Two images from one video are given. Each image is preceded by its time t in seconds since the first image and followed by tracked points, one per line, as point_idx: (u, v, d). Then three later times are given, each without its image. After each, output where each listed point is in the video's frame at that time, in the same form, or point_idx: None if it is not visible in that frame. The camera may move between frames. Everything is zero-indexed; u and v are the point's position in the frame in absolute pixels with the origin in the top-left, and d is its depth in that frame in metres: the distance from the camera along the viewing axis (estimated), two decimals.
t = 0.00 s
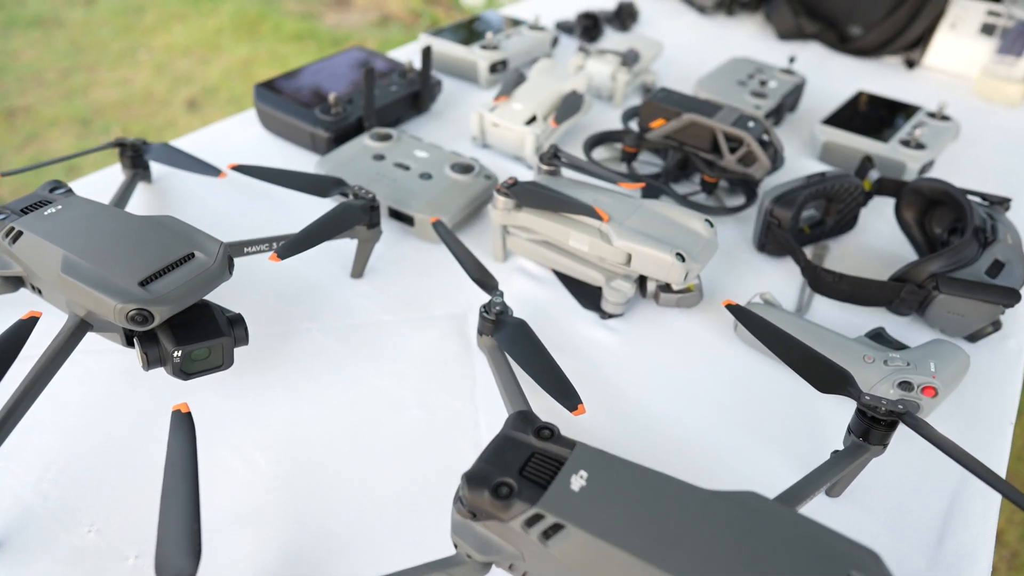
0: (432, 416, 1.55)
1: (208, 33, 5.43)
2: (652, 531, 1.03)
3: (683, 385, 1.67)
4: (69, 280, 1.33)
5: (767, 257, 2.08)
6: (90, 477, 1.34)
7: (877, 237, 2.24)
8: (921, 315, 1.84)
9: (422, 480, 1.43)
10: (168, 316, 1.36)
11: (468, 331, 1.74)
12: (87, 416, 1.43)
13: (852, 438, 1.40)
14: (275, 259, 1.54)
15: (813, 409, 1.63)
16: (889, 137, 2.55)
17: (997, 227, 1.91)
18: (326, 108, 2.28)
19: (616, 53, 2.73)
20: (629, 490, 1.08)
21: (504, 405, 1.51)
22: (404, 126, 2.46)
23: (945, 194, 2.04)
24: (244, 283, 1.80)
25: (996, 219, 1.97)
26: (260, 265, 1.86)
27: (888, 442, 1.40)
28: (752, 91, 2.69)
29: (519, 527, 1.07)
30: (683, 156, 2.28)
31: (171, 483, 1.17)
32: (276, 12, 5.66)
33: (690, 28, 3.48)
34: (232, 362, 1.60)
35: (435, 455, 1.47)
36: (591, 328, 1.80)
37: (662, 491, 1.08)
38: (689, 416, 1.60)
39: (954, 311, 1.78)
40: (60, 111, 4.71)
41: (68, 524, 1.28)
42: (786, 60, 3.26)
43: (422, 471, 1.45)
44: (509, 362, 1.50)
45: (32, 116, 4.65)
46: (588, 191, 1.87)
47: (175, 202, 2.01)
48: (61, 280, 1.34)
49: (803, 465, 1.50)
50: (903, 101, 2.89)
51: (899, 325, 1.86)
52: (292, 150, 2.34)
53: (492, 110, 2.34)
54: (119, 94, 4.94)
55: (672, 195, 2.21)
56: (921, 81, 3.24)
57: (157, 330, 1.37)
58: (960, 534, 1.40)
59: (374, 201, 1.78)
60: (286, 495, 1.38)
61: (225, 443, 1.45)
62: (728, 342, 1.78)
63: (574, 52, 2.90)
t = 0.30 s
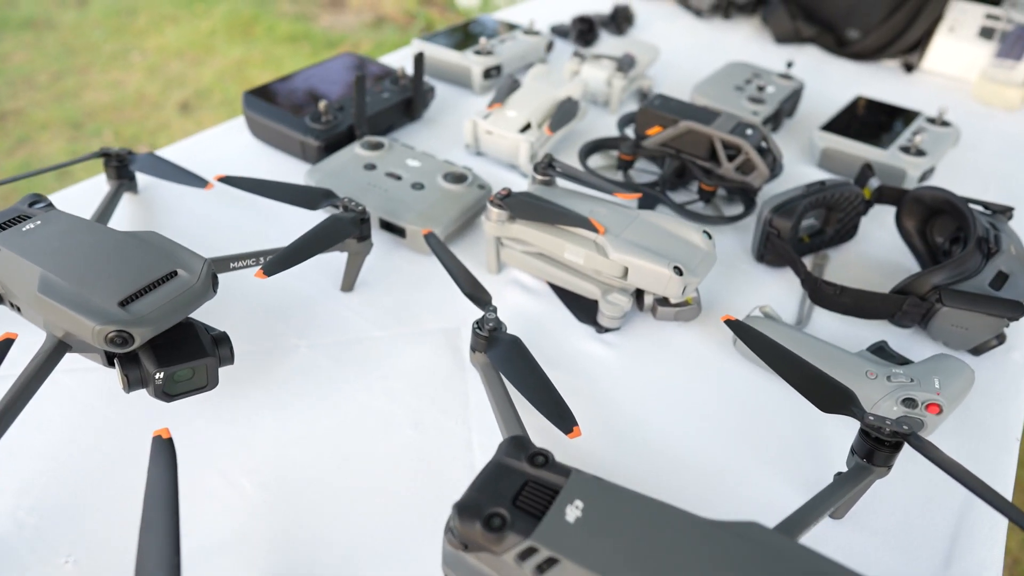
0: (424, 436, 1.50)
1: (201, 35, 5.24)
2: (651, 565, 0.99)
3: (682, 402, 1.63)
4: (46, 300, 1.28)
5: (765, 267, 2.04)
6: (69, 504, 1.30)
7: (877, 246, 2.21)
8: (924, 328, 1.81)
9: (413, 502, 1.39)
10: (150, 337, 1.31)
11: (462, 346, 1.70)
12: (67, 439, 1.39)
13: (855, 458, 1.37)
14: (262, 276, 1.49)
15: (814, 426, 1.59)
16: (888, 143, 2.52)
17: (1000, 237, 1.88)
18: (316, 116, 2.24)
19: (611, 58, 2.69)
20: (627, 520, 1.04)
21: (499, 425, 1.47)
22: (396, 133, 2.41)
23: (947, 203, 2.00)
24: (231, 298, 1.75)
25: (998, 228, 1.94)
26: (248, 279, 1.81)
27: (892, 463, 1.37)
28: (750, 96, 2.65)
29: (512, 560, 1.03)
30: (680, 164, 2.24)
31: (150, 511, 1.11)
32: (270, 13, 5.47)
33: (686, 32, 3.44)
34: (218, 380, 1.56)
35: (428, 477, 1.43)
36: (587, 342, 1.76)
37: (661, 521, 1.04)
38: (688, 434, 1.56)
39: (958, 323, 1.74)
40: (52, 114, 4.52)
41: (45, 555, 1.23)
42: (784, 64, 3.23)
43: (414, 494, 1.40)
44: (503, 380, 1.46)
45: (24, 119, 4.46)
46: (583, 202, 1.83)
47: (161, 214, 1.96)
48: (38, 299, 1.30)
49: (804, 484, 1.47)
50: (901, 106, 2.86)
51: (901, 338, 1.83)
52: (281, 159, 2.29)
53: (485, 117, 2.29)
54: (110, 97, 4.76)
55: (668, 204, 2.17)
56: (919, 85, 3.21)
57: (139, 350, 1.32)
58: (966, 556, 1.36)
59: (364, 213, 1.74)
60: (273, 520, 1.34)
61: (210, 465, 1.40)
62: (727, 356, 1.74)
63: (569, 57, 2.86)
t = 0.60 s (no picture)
0: (414, 454, 1.46)
1: (193, 37, 5.10)
2: None
3: (680, 416, 1.59)
4: (17, 320, 1.23)
5: (763, 275, 2.01)
6: (44, 532, 1.25)
7: (877, 252, 2.17)
8: (926, 338, 1.77)
9: (404, 524, 1.35)
10: (127, 357, 1.26)
11: (453, 360, 1.66)
12: (43, 463, 1.34)
13: (859, 476, 1.33)
14: (244, 292, 1.44)
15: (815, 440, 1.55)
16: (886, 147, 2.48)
17: (1002, 244, 1.84)
18: (304, 122, 2.19)
19: (605, 61, 2.65)
20: (623, 552, 1.00)
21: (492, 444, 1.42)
22: (386, 139, 2.37)
23: (947, 209, 1.97)
24: (217, 312, 1.70)
25: (999, 234, 1.91)
26: (233, 292, 1.76)
27: (897, 481, 1.33)
28: (745, 100, 2.61)
29: None
30: (675, 169, 2.20)
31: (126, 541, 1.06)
32: (262, 14, 5.32)
33: (681, 34, 3.40)
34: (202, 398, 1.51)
35: (418, 499, 1.38)
36: (581, 355, 1.72)
37: (659, 552, 1.00)
38: (686, 450, 1.52)
39: (960, 333, 1.71)
40: (42, 118, 4.39)
41: None
42: (780, 67, 3.19)
43: (404, 516, 1.36)
44: (496, 397, 1.42)
45: (12, 122, 4.33)
46: (577, 211, 1.78)
47: (143, 225, 1.91)
48: (8, 319, 1.24)
49: (804, 501, 1.43)
50: (898, 109, 2.83)
51: (902, 348, 1.79)
52: (269, 167, 2.24)
53: (477, 123, 2.25)
54: (101, 100, 4.61)
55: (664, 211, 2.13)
56: (916, 88, 3.18)
57: (116, 371, 1.27)
58: None
59: (352, 223, 1.70)
60: (258, 546, 1.29)
61: (193, 488, 1.36)
62: (725, 368, 1.70)
63: (562, 60, 2.82)
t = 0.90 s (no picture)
0: (405, 473, 1.41)
1: (180, 39, 5.03)
2: None
3: (677, 430, 1.55)
4: None
5: (760, 282, 1.97)
6: (18, 561, 1.20)
7: (875, 257, 2.14)
8: (927, 346, 1.73)
9: (394, 547, 1.30)
10: (104, 377, 1.21)
11: (445, 373, 1.61)
12: (18, 488, 1.29)
13: (863, 492, 1.30)
14: (226, 306, 1.39)
15: (816, 453, 1.51)
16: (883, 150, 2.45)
17: (1003, 249, 1.81)
18: (291, 128, 2.13)
19: (597, 63, 2.61)
20: None
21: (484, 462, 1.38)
22: (375, 144, 2.32)
23: (947, 214, 1.93)
24: (200, 326, 1.65)
25: (999, 239, 1.88)
26: (218, 304, 1.71)
27: (902, 497, 1.29)
28: (740, 102, 2.58)
29: None
30: (670, 174, 2.16)
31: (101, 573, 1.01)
32: (250, 17, 5.23)
33: (673, 35, 3.36)
34: (184, 416, 1.46)
35: (409, 520, 1.34)
36: (576, 366, 1.68)
37: None
38: (684, 465, 1.48)
39: (962, 341, 1.67)
40: (26, 123, 4.31)
41: None
42: (774, 68, 3.16)
43: (394, 539, 1.31)
44: (488, 414, 1.38)
45: None
46: (571, 218, 1.74)
47: (125, 235, 1.85)
48: None
49: (806, 517, 1.39)
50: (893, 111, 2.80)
51: (902, 356, 1.76)
52: (255, 174, 2.19)
53: (468, 127, 2.20)
54: (87, 104, 4.53)
55: (658, 217, 2.08)
56: (911, 88, 3.15)
57: (93, 391, 1.22)
58: None
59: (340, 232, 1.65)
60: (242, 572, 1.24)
61: (174, 511, 1.31)
62: (723, 379, 1.66)
63: (554, 62, 2.78)
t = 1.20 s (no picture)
0: (395, 493, 1.37)
1: (167, 42, 4.96)
2: None
3: (675, 443, 1.51)
4: None
5: (757, 288, 1.93)
6: None
7: (872, 261, 2.11)
8: (927, 353, 1.70)
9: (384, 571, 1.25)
10: (78, 399, 1.16)
11: (435, 387, 1.57)
12: None
13: (867, 509, 1.26)
14: (207, 323, 1.34)
15: (817, 466, 1.47)
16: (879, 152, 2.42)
17: (1003, 254, 1.78)
18: (276, 133, 2.08)
19: (589, 65, 2.57)
20: None
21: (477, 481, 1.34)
22: (363, 150, 2.27)
23: (945, 218, 1.90)
24: (183, 340, 1.60)
25: (998, 242, 1.85)
26: (200, 318, 1.66)
27: (907, 513, 1.26)
28: (734, 104, 2.54)
29: None
30: (664, 178, 2.12)
31: None
32: (237, 19, 5.16)
33: (665, 36, 3.32)
34: (165, 435, 1.41)
35: (400, 543, 1.29)
36: (570, 378, 1.64)
37: None
38: (682, 481, 1.44)
39: (964, 348, 1.64)
40: (8, 129, 4.22)
41: None
42: (767, 69, 3.13)
43: (383, 563, 1.27)
44: (480, 431, 1.33)
45: None
46: (563, 226, 1.70)
47: (105, 246, 1.80)
48: None
49: (808, 535, 1.35)
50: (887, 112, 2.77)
51: (902, 364, 1.72)
52: (240, 181, 2.14)
53: (457, 132, 2.16)
54: (71, 108, 4.44)
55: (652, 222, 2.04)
56: (905, 89, 3.12)
57: (67, 413, 1.17)
58: None
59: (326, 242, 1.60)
60: None
61: (155, 537, 1.26)
62: (720, 390, 1.62)
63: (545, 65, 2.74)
